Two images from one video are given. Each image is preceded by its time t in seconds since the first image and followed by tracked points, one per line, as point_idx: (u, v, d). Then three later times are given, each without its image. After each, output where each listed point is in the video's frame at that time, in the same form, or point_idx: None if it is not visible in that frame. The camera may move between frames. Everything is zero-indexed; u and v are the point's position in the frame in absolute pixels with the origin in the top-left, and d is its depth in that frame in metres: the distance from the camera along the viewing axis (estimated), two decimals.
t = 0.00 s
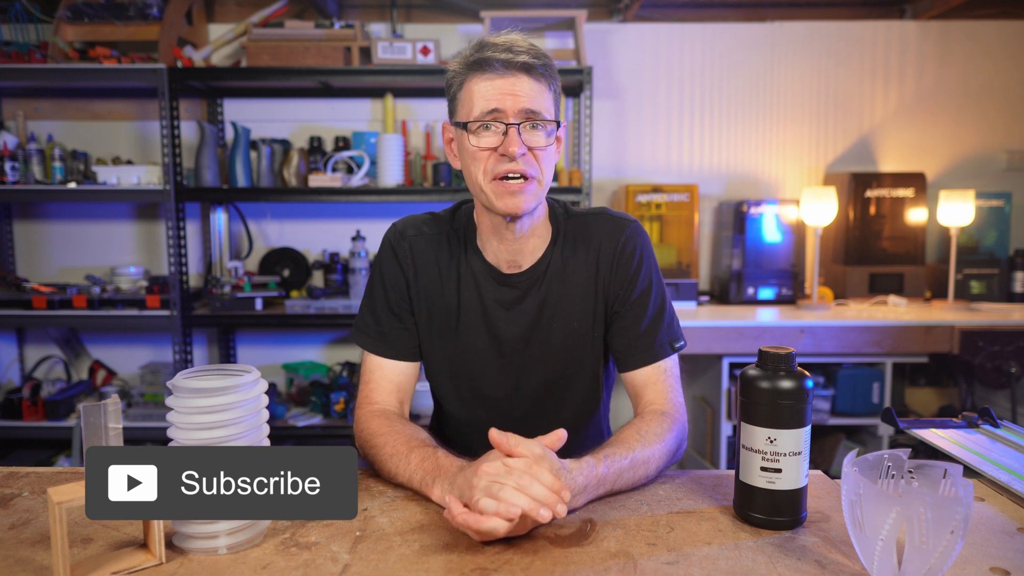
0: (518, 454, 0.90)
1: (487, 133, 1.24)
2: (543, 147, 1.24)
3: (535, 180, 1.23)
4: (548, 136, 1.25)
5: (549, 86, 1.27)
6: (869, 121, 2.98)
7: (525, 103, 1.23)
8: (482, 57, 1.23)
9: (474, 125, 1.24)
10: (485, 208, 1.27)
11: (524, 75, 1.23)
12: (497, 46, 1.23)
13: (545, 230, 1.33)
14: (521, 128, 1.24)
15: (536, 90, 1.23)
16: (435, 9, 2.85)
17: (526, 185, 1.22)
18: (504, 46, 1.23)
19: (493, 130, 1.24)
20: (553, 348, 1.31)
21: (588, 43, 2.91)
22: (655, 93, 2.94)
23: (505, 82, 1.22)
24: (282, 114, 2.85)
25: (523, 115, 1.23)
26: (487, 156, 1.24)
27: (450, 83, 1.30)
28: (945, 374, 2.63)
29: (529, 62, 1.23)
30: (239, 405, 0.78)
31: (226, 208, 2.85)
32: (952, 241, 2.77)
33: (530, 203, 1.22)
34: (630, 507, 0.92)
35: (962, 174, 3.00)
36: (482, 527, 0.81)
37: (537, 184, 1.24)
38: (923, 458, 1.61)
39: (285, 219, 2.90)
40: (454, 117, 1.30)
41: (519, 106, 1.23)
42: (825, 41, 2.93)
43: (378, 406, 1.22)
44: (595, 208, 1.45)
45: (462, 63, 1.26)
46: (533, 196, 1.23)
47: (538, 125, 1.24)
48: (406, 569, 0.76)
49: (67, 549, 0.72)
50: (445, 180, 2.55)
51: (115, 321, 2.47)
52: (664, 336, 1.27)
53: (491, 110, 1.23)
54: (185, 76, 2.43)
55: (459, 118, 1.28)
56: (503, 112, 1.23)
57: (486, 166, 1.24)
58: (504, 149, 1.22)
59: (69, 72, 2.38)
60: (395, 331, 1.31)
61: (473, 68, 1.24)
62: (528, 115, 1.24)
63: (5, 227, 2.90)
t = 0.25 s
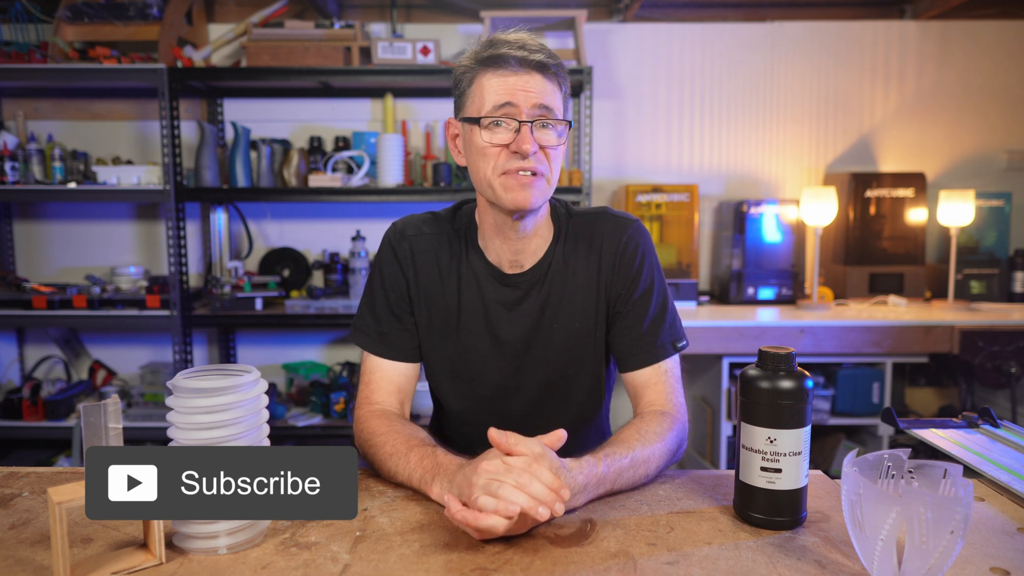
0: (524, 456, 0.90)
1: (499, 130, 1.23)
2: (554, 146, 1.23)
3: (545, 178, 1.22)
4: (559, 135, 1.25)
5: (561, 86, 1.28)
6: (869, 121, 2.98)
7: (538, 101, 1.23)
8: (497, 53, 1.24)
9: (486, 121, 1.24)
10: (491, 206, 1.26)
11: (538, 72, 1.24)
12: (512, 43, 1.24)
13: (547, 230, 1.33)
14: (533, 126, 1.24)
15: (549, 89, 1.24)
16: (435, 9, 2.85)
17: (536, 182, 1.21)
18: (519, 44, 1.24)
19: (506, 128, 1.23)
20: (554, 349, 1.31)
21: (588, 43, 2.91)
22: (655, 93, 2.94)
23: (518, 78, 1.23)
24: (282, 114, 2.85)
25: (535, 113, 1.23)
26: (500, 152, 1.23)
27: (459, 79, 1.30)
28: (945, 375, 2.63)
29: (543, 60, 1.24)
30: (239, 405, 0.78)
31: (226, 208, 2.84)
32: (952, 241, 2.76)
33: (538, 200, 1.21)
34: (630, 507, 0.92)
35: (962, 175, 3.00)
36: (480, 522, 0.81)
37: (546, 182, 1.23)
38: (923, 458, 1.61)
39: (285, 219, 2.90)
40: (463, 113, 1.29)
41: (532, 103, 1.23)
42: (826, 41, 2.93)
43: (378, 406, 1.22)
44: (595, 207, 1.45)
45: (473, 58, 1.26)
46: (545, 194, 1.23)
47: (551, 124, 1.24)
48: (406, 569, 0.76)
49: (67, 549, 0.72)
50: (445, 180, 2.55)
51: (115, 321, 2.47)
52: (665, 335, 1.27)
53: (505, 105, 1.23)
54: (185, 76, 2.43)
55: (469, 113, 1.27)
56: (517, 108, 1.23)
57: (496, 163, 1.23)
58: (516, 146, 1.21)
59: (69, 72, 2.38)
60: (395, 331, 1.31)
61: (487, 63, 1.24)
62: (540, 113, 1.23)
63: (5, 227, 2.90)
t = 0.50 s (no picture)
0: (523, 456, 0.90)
1: (515, 135, 1.23)
2: (568, 153, 1.23)
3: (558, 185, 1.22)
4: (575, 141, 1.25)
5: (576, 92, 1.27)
6: (869, 121, 2.98)
7: (556, 107, 1.22)
8: (515, 56, 1.23)
9: (503, 125, 1.23)
10: (501, 209, 1.26)
11: (557, 77, 1.24)
12: (532, 47, 1.24)
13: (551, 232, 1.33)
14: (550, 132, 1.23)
15: (566, 95, 1.24)
16: (435, 9, 2.85)
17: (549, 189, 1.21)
18: (536, 48, 1.24)
19: (522, 133, 1.22)
20: (557, 350, 1.31)
21: (589, 43, 2.91)
22: (655, 94, 2.94)
23: (536, 83, 1.22)
24: (282, 114, 2.85)
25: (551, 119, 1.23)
26: (516, 157, 1.22)
27: (473, 80, 1.29)
28: (945, 375, 2.63)
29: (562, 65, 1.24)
30: (239, 406, 0.78)
31: (226, 208, 2.84)
32: (953, 241, 2.76)
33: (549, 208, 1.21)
34: (630, 507, 0.92)
35: (962, 174, 3.00)
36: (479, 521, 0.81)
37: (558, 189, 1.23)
38: (923, 458, 1.61)
39: (285, 218, 2.90)
40: (476, 115, 1.28)
41: (550, 109, 1.22)
42: (826, 41, 2.93)
43: (378, 406, 1.22)
44: (598, 208, 1.45)
45: (489, 60, 1.26)
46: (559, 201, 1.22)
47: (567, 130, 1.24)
48: (406, 569, 0.76)
49: (67, 549, 0.72)
50: (445, 180, 2.55)
51: (115, 321, 2.47)
52: (667, 336, 1.27)
53: (523, 109, 1.22)
54: (185, 76, 2.43)
55: (484, 115, 1.26)
56: (535, 113, 1.22)
57: (511, 168, 1.22)
58: (533, 152, 1.21)
59: (69, 72, 2.38)
60: (398, 332, 1.31)
61: (505, 66, 1.23)
62: (557, 119, 1.23)
63: (5, 227, 2.90)
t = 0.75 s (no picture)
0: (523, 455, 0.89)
1: (518, 135, 1.23)
2: (571, 153, 1.23)
3: (561, 185, 1.22)
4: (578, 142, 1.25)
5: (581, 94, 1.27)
6: (869, 121, 2.98)
7: (559, 108, 1.22)
8: (519, 57, 1.23)
9: (506, 125, 1.23)
10: (504, 209, 1.26)
11: (561, 78, 1.23)
12: (537, 47, 1.24)
13: (555, 233, 1.33)
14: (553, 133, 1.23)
15: (570, 96, 1.24)
16: (435, 9, 2.85)
17: (552, 190, 1.21)
18: (541, 48, 1.23)
19: (525, 133, 1.22)
20: (559, 350, 1.31)
21: (589, 43, 2.91)
22: (656, 94, 2.94)
23: (539, 84, 1.22)
24: (282, 114, 2.85)
25: (554, 120, 1.23)
26: (519, 156, 1.22)
27: (478, 80, 1.29)
28: (945, 375, 2.63)
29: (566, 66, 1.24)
30: (239, 405, 0.78)
31: (226, 208, 2.84)
32: (953, 241, 2.76)
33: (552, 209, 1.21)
34: (630, 507, 0.92)
35: (962, 175, 3.00)
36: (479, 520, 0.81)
37: (562, 189, 1.23)
38: (923, 458, 1.61)
39: (285, 218, 2.90)
40: (480, 115, 1.28)
41: (553, 109, 1.22)
42: (826, 41, 2.93)
43: (378, 406, 1.22)
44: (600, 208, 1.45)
45: (494, 61, 1.26)
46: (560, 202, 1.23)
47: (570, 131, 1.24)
48: (406, 569, 0.76)
49: (67, 549, 0.72)
50: (445, 180, 2.54)
51: (115, 321, 2.47)
52: (669, 336, 1.27)
53: (526, 110, 1.22)
54: (185, 76, 2.43)
55: (488, 116, 1.26)
56: (538, 113, 1.22)
57: (513, 167, 1.22)
58: (535, 152, 1.21)
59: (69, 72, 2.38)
60: (400, 332, 1.31)
61: (509, 66, 1.23)
62: (559, 119, 1.23)
63: (5, 227, 2.90)
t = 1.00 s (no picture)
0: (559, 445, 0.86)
1: (518, 136, 1.23)
2: (571, 154, 1.23)
3: (561, 186, 1.22)
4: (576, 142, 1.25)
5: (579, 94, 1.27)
6: (869, 121, 2.98)
7: (558, 108, 1.22)
8: (518, 58, 1.23)
9: (506, 126, 1.23)
10: (504, 210, 1.26)
11: (560, 78, 1.24)
12: (536, 48, 1.24)
13: (555, 233, 1.33)
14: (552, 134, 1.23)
15: (569, 97, 1.24)
16: (435, 9, 2.85)
17: (552, 191, 1.21)
18: (540, 49, 1.23)
19: (524, 134, 1.22)
20: (559, 350, 1.31)
21: (588, 43, 2.91)
22: (656, 94, 2.94)
23: (538, 85, 1.22)
24: (281, 114, 2.85)
25: (553, 121, 1.23)
26: (518, 157, 1.22)
27: (477, 81, 1.29)
28: (945, 374, 2.63)
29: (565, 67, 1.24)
30: (239, 405, 0.78)
31: (226, 208, 2.84)
32: (953, 241, 2.76)
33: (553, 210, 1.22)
34: (630, 507, 0.92)
35: (962, 175, 3.00)
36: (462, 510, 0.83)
37: (561, 190, 1.23)
38: (923, 458, 1.61)
39: (285, 218, 2.91)
40: (479, 116, 1.28)
41: (552, 110, 1.22)
42: (826, 41, 2.93)
43: (377, 405, 1.22)
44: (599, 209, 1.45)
45: (493, 63, 1.25)
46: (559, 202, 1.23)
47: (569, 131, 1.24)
48: (406, 569, 0.76)
49: (67, 549, 0.72)
50: (445, 180, 2.54)
51: (115, 321, 2.47)
52: (667, 336, 1.27)
53: (526, 111, 1.22)
54: (185, 76, 2.43)
55: (487, 117, 1.26)
56: (538, 114, 1.22)
57: (512, 168, 1.22)
58: (534, 153, 1.21)
59: (69, 72, 2.38)
60: (399, 333, 1.31)
61: (509, 67, 1.23)
62: (559, 120, 1.23)
63: (5, 227, 2.90)
